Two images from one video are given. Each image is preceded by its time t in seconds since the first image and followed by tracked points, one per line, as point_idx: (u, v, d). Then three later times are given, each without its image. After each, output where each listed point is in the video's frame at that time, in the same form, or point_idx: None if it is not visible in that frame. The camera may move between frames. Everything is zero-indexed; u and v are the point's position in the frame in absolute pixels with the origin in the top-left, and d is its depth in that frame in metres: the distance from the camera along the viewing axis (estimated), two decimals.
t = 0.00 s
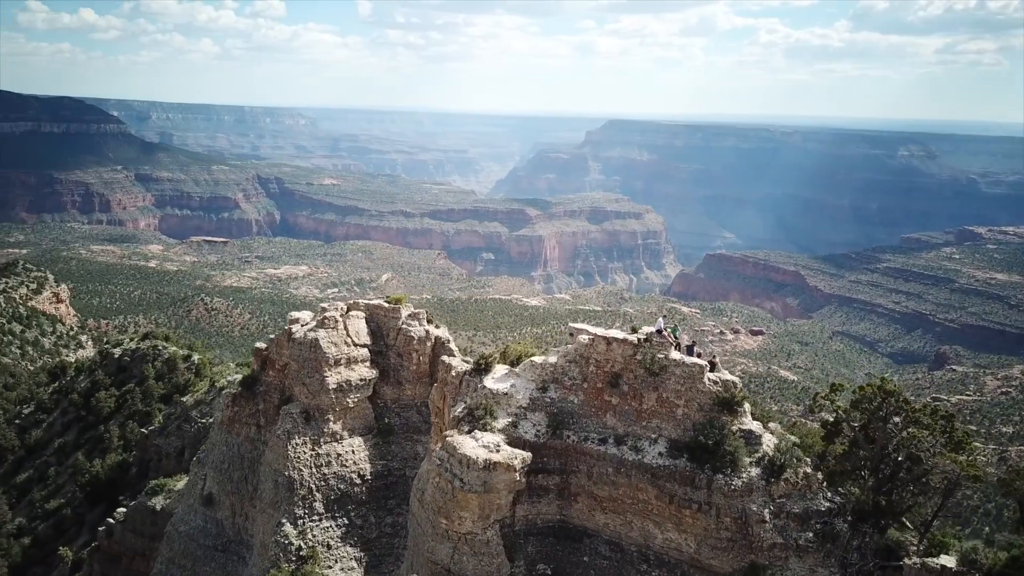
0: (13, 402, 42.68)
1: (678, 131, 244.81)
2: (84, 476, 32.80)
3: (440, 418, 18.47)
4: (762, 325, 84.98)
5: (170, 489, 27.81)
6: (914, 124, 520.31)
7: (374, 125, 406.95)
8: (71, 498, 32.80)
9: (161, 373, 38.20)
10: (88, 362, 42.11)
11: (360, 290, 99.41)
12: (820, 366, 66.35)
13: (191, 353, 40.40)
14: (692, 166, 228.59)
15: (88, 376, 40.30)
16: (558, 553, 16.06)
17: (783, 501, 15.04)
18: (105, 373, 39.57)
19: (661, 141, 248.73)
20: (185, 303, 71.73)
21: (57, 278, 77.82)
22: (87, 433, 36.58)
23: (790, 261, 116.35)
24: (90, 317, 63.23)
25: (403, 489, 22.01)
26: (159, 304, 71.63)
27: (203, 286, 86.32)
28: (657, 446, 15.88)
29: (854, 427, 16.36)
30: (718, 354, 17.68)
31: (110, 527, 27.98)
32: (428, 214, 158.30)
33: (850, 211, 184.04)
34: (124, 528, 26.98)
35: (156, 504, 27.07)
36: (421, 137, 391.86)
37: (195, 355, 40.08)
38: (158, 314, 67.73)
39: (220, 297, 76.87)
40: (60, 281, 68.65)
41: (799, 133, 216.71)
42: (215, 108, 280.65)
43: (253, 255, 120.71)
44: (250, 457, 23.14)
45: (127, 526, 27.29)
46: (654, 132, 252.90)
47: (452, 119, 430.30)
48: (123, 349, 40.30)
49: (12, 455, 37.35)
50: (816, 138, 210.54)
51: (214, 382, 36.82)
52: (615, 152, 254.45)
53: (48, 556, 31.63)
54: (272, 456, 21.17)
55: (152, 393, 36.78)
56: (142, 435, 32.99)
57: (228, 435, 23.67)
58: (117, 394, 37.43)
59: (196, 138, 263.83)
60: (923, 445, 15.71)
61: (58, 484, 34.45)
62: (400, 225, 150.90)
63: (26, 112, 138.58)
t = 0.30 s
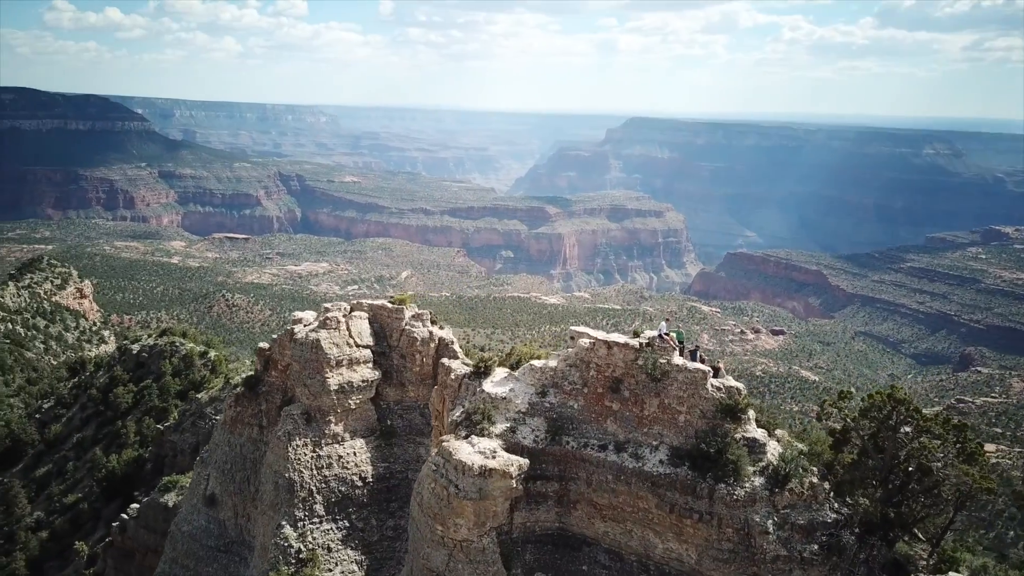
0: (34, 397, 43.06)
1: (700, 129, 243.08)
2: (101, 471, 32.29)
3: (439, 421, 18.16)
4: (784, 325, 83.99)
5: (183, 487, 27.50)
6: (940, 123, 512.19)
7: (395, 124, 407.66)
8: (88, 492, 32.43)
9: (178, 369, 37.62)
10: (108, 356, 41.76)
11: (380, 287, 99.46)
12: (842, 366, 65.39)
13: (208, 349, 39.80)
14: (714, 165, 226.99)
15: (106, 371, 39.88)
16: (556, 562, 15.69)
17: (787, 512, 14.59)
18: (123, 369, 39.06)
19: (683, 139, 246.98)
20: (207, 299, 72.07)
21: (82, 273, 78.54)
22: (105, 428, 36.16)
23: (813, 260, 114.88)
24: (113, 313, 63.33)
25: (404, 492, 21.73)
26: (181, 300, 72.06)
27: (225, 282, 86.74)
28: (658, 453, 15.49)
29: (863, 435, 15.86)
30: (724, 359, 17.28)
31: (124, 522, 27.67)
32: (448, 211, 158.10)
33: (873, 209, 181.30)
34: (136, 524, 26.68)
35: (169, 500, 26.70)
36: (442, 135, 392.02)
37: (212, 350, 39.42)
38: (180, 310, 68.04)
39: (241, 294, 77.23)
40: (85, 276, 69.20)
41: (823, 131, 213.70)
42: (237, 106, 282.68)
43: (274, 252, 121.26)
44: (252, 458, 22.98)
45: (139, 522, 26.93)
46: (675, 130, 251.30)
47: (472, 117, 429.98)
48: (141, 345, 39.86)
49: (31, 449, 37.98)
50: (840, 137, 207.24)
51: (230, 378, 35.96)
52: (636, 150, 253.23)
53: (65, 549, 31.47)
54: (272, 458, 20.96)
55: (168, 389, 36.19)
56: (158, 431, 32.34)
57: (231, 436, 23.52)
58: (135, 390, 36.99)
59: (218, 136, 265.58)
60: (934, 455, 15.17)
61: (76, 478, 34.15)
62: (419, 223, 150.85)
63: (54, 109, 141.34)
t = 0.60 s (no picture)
0: (54, 380, 43.65)
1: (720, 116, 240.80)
2: (117, 455, 31.79)
3: (437, 414, 17.91)
4: (802, 314, 83.08)
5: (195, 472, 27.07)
6: (965, 110, 502.88)
7: (413, 110, 406.73)
8: (105, 476, 31.74)
9: (193, 356, 37.02)
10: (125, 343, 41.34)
11: (397, 274, 99.42)
12: (862, 356, 64.54)
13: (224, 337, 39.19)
14: (733, 153, 225.03)
15: (123, 357, 39.48)
16: (553, 558, 15.44)
17: (789, 512, 14.18)
18: (139, 355, 38.62)
19: (703, 126, 244.85)
20: (225, 285, 72.24)
21: (103, 259, 79.07)
22: (121, 414, 35.63)
23: (833, 249, 113.46)
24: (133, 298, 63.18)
25: (406, 484, 21.53)
26: (200, 286, 72.32)
27: (243, 268, 87.02)
28: (657, 450, 15.15)
29: (870, 434, 15.41)
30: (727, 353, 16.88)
31: (137, 507, 27.29)
32: (465, 198, 157.62)
33: (896, 197, 178.51)
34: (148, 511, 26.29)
35: (181, 486, 26.27)
36: (460, 122, 390.98)
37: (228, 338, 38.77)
38: (199, 296, 68.22)
39: (259, 280, 77.41)
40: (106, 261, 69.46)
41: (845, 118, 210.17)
42: (256, 93, 283.42)
43: (293, 239, 121.52)
44: (254, 448, 22.87)
45: (152, 507, 26.55)
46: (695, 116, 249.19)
47: (491, 103, 428.29)
48: (158, 331, 39.36)
49: (50, 433, 38.24)
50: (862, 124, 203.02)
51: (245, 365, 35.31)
52: (655, 137, 251.52)
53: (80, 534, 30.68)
54: (272, 449, 20.79)
55: (184, 375, 35.59)
56: (172, 415, 31.83)
57: (233, 425, 23.42)
58: (151, 375, 36.43)
59: (238, 123, 266.32)
60: (943, 455, 14.69)
61: (93, 463, 33.57)
62: (436, 210, 150.55)
63: (75, 96, 141.45)
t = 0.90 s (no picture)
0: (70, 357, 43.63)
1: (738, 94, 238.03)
2: (130, 432, 31.70)
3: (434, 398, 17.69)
4: (819, 294, 82.19)
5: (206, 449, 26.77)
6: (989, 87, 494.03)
7: (429, 88, 404.66)
8: (118, 453, 31.62)
9: (205, 334, 36.80)
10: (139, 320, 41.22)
11: (412, 253, 99.25)
12: (879, 337, 63.78)
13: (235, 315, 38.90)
14: (751, 131, 222.69)
15: (137, 335, 39.34)
16: (548, 545, 15.26)
17: (788, 502, 13.88)
18: (153, 333, 38.52)
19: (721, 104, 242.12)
20: (241, 263, 72.34)
21: (120, 237, 79.48)
22: (135, 391, 35.47)
23: (852, 229, 112.03)
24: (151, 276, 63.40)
25: (405, 467, 21.34)
26: (216, 264, 72.51)
27: (259, 246, 87.12)
28: (654, 437, 14.85)
29: (873, 423, 15.04)
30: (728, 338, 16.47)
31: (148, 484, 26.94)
32: (480, 176, 156.88)
33: (917, 176, 175.78)
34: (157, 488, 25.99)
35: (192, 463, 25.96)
36: (476, 100, 388.71)
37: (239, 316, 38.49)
38: (215, 273, 68.36)
39: (275, 258, 77.50)
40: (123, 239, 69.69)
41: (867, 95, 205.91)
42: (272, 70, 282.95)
43: (308, 217, 121.54)
44: (254, 430, 22.76)
45: (162, 484, 26.18)
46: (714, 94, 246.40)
47: (506, 81, 425.12)
48: (170, 309, 39.21)
49: (65, 410, 37.68)
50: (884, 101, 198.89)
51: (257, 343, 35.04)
52: (673, 116, 249.25)
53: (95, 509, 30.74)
54: (271, 431, 20.66)
55: (196, 354, 35.39)
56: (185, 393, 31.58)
57: (233, 406, 23.32)
58: (163, 353, 36.25)
59: (254, 100, 266.16)
60: (948, 446, 14.26)
61: (108, 439, 33.48)
62: (451, 189, 149.99)
63: (92, 74, 142.62)
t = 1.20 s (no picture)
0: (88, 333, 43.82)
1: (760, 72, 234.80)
2: (145, 408, 31.35)
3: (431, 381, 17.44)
4: (839, 275, 81.14)
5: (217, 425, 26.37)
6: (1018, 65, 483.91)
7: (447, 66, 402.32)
8: (133, 429, 31.46)
9: (219, 312, 36.62)
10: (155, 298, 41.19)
11: (428, 232, 99.04)
12: (899, 319, 62.90)
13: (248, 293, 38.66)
14: (772, 110, 219.82)
15: (153, 312, 39.26)
16: (544, 532, 15.07)
17: (788, 493, 13.54)
18: (168, 310, 38.49)
19: (742, 82, 239.05)
20: (259, 241, 72.43)
21: (140, 214, 79.90)
22: (150, 367, 35.40)
23: (874, 209, 110.31)
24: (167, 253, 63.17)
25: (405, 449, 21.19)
26: (234, 242, 72.66)
27: (276, 224, 87.26)
28: (652, 426, 14.54)
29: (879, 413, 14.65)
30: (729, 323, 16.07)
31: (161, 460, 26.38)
32: (498, 154, 156.00)
33: (941, 156, 172.48)
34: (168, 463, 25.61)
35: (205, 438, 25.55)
36: (494, 78, 386.10)
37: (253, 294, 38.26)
38: (233, 251, 68.52)
39: (292, 236, 77.59)
40: (142, 216, 69.98)
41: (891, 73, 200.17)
42: (290, 48, 282.48)
43: (326, 195, 121.57)
44: (255, 411, 22.70)
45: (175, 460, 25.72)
46: (735, 73, 243.22)
47: (524, 59, 421.58)
48: (186, 287, 39.14)
49: (83, 385, 37.93)
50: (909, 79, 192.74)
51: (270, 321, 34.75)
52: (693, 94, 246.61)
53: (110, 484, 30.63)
54: (270, 413, 20.53)
55: (210, 331, 35.17)
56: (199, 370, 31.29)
57: (235, 387, 23.23)
58: (179, 331, 36.16)
59: (272, 78, 265.99)
60: (955, 439, 13.82)
61: (123, 415, 33.42)
62: (468, 167, 149.28)
63: (111, 51, 143.42)
